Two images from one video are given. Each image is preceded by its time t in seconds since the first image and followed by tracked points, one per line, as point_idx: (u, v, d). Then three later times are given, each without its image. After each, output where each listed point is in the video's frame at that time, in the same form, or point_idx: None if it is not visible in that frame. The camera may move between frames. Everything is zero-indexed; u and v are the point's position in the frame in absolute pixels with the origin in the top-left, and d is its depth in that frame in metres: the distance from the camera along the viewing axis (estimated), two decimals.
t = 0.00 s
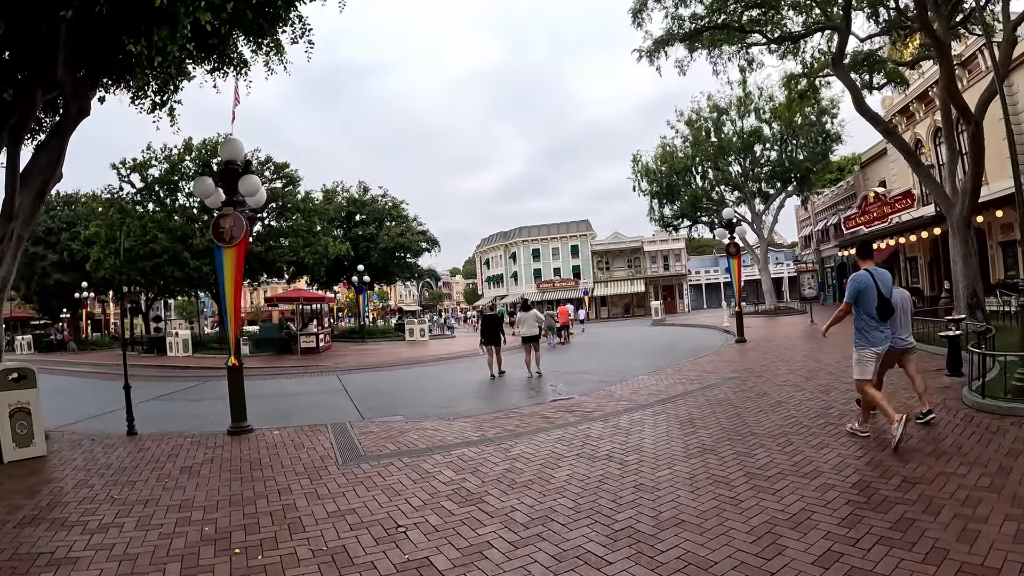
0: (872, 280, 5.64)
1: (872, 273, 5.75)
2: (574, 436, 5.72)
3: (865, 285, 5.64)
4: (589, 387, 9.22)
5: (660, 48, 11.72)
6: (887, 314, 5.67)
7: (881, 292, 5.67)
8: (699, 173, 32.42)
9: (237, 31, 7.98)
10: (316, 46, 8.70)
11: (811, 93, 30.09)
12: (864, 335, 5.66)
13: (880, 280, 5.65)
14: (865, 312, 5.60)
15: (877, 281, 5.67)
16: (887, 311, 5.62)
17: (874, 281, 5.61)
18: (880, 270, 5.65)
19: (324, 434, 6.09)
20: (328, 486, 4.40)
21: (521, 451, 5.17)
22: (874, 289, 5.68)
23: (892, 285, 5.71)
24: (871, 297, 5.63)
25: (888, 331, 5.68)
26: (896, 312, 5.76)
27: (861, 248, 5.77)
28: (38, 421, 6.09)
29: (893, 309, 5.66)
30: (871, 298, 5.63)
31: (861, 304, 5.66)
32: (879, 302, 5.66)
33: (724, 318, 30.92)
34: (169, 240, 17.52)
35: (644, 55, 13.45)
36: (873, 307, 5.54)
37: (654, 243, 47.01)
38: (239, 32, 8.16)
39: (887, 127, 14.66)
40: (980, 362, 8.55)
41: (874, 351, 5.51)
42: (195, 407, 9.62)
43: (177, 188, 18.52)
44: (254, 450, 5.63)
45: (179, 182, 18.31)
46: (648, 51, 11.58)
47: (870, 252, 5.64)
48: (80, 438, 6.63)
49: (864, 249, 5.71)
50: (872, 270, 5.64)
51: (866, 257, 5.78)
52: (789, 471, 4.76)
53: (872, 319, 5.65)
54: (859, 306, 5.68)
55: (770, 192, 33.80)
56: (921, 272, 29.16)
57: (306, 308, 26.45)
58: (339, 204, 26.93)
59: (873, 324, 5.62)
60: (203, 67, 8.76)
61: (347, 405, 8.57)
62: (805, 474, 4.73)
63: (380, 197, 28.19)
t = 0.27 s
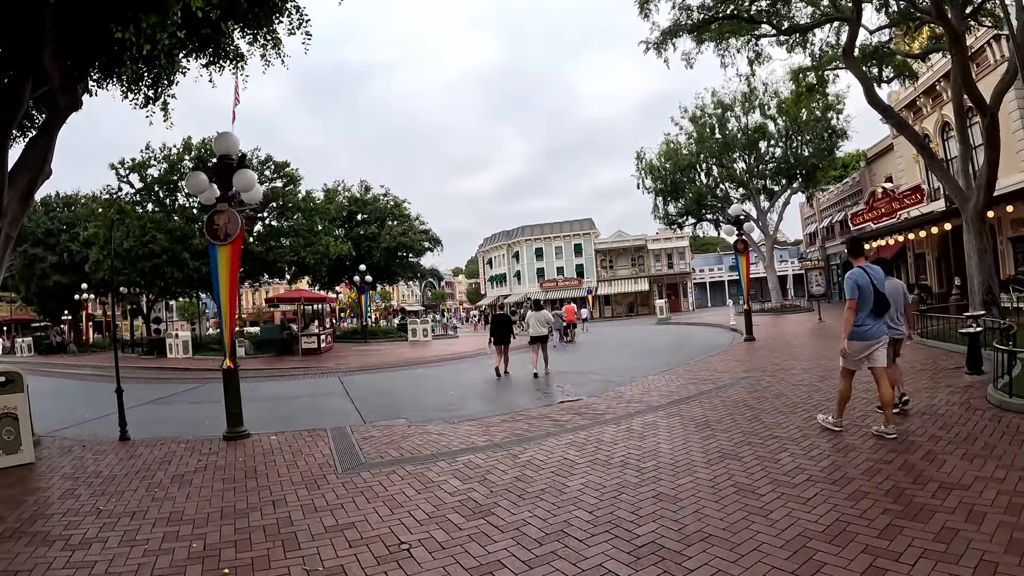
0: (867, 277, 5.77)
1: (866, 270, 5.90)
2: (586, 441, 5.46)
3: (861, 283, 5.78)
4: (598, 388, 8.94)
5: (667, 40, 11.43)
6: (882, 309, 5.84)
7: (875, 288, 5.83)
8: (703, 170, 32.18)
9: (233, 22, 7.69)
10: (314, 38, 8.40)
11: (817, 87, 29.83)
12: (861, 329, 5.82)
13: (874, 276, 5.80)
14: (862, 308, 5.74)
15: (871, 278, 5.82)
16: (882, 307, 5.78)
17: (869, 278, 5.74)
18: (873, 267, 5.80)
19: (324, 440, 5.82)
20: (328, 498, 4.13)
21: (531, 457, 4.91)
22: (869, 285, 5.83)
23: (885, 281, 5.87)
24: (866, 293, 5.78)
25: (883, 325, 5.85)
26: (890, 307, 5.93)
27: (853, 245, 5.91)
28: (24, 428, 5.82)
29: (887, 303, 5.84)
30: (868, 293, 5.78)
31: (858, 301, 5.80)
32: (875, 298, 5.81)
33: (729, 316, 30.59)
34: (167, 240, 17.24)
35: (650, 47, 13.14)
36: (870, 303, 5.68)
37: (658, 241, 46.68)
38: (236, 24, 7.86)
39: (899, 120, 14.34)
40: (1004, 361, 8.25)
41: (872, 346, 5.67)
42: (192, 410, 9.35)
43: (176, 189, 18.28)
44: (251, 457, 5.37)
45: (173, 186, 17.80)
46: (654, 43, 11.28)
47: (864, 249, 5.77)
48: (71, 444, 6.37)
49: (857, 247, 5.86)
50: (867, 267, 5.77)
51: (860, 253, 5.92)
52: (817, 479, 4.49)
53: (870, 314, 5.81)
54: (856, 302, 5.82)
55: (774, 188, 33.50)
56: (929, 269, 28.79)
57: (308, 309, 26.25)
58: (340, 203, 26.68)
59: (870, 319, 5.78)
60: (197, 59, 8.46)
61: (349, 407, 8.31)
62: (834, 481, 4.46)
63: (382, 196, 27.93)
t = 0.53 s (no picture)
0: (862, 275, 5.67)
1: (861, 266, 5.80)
2: (605, 446, 5.13)
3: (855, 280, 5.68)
4: (612, 389, 8.61)
5: (677, 29, 11.08)
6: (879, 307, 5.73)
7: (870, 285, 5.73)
8: (711, 166, 31.76)
9: (230, 10, 7.37)
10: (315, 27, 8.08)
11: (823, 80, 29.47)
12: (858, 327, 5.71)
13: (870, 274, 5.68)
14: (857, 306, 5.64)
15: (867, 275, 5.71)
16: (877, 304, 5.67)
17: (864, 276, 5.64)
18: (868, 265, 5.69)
19: (328, 445, 5.50)
20: (332, 510, 3.83)
21: (547, 464, 4.59)
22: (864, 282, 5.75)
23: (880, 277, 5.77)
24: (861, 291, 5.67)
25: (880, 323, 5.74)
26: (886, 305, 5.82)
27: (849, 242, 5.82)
28: (14, 434, 5.53)
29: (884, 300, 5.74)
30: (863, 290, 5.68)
31: (852, 297, 5.68)
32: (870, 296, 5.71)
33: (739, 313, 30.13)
34: (168, 240, 17.00)
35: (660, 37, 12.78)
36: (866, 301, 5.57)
37: (665, 238, 46.24)
38: (233, 12, 7.55)
39: (916, 110, 13.94)
40: None
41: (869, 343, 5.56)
42: (193, 413, 9.07)
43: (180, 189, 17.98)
44: (253, 464, 5.06)
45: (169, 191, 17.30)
46: (665, 32, 10.93)
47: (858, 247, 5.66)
48: (65, 451, 6.10)
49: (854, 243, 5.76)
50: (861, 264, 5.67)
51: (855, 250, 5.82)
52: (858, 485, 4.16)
53: (867, 310, 5.71)
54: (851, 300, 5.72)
55: (783, 184, 33.01)
56: (942, 264, 28.23)
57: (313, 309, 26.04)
58: (344, 202, 26.42)
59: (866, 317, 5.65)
60: (195, 51, 8.19)
61: (354, 409, 8.01)
62: (877, 488, 4.12)
63: (386, 194, 27.65)
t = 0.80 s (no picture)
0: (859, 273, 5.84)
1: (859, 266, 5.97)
2: (621, 453, 4.87)
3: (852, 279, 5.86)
4: (624, 391, 8.35)
5: (688, 22, 10.79)
6: (877, 304, 5.86)
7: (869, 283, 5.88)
8: (718, 164, 31.39)
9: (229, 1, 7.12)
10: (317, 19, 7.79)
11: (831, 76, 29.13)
12: (859, 324, 5.85)
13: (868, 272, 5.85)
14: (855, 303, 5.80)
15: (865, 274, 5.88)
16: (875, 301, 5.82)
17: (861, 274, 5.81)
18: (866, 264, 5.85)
19: (330, 452, 5.26)
20: (333, 524, 3.57)
21: (562, 473, 4.33)
22: (862, 280, 5.91)
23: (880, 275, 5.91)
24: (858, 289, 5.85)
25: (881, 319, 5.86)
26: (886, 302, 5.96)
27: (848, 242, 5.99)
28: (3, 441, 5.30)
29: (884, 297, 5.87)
30: (861, 287, 5.85)
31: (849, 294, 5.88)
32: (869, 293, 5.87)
33: (748, 313, 29.75)
34: (172, 239, 16.85)
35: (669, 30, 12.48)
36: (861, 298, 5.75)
37: (672, 237, 45.83)
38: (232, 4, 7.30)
39: (933, 105, 13.57)
40: None
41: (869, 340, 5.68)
42: (194, 416, 8.85)
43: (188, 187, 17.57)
44: (252, 472, 4.81)
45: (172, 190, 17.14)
46: (675, 25, 10.65)
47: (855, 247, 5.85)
48: (59, 457, 5.88)
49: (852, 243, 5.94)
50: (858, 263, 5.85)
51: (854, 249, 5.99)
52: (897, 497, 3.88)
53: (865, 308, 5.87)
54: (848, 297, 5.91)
55: (792, 182, 32.61)
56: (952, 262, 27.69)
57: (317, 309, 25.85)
58: (349, 201, 26.21)
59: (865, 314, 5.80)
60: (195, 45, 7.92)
61: (358, 412, 7.78)
62: (916, 500, 3.84)
63: (391, 193, 27.42)
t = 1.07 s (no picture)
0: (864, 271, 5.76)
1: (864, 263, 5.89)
2: (639, 460, 4.56)
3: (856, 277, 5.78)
4: (636, 392, 8.03)
5: (699, 12, 10.46)
6: (880, 303, 5.80)
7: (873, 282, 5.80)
8: (727, 161, 30.99)
9: None
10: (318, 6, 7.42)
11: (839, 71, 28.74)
12: (862, 323, 5.80)
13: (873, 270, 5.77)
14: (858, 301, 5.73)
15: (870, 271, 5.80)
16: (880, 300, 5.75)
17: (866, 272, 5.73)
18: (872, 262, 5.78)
19: (330, 457, 4.96)
20: (329, 541, 3.26)
21: (576, 482, 4.02)
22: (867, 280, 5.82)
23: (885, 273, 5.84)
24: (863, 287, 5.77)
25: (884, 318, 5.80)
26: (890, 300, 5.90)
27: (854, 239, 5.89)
28: None
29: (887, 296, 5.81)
30: (864, 288, 5.78)
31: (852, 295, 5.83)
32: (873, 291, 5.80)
33: (757, 312, 29.31)
34: (174, 238, 16.57)
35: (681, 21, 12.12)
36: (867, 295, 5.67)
37: (679, 236, 45.40)
38: None
39: (952, 97, 13.14)
40: None
41: (871, 339, 5.63)
42: (191, 417, 8.56)
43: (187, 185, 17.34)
44: (246, 479, 4.52)
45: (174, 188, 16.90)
46: (686, 16, 10.34)
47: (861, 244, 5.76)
48: (46, 462, 5.61)
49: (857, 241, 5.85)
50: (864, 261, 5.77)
51: (858, 247, 5.89)
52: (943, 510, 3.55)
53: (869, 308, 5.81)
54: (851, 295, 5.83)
55: (801, 180, 32.15)
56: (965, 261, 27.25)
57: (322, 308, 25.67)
58: (353, 199, 25.97)
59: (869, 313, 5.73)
60: (191, 36, 7.65)
61: (360, 414, 7.50)
62: (966, 516, 3.51)
63: (395, 191, 27.15)
